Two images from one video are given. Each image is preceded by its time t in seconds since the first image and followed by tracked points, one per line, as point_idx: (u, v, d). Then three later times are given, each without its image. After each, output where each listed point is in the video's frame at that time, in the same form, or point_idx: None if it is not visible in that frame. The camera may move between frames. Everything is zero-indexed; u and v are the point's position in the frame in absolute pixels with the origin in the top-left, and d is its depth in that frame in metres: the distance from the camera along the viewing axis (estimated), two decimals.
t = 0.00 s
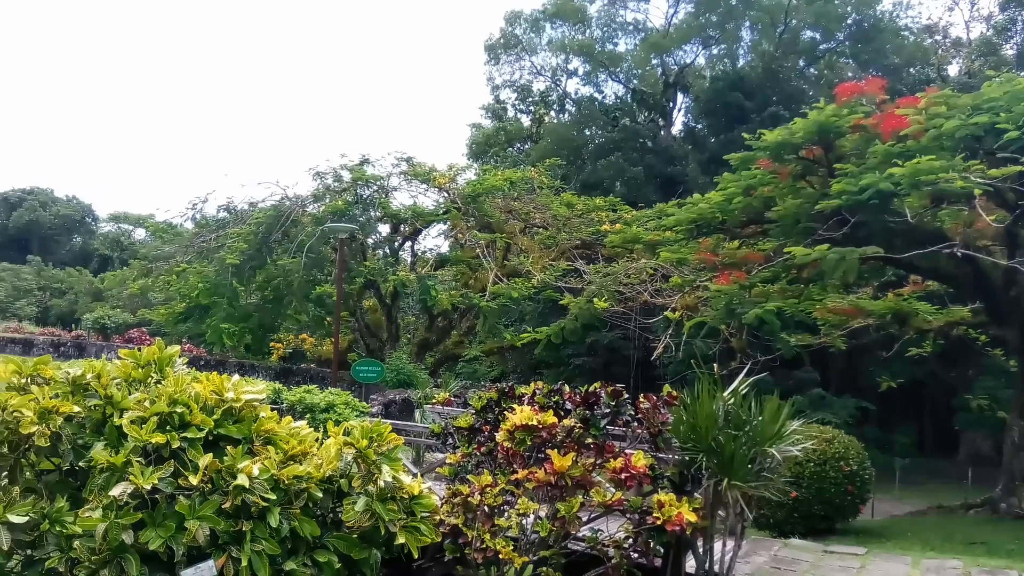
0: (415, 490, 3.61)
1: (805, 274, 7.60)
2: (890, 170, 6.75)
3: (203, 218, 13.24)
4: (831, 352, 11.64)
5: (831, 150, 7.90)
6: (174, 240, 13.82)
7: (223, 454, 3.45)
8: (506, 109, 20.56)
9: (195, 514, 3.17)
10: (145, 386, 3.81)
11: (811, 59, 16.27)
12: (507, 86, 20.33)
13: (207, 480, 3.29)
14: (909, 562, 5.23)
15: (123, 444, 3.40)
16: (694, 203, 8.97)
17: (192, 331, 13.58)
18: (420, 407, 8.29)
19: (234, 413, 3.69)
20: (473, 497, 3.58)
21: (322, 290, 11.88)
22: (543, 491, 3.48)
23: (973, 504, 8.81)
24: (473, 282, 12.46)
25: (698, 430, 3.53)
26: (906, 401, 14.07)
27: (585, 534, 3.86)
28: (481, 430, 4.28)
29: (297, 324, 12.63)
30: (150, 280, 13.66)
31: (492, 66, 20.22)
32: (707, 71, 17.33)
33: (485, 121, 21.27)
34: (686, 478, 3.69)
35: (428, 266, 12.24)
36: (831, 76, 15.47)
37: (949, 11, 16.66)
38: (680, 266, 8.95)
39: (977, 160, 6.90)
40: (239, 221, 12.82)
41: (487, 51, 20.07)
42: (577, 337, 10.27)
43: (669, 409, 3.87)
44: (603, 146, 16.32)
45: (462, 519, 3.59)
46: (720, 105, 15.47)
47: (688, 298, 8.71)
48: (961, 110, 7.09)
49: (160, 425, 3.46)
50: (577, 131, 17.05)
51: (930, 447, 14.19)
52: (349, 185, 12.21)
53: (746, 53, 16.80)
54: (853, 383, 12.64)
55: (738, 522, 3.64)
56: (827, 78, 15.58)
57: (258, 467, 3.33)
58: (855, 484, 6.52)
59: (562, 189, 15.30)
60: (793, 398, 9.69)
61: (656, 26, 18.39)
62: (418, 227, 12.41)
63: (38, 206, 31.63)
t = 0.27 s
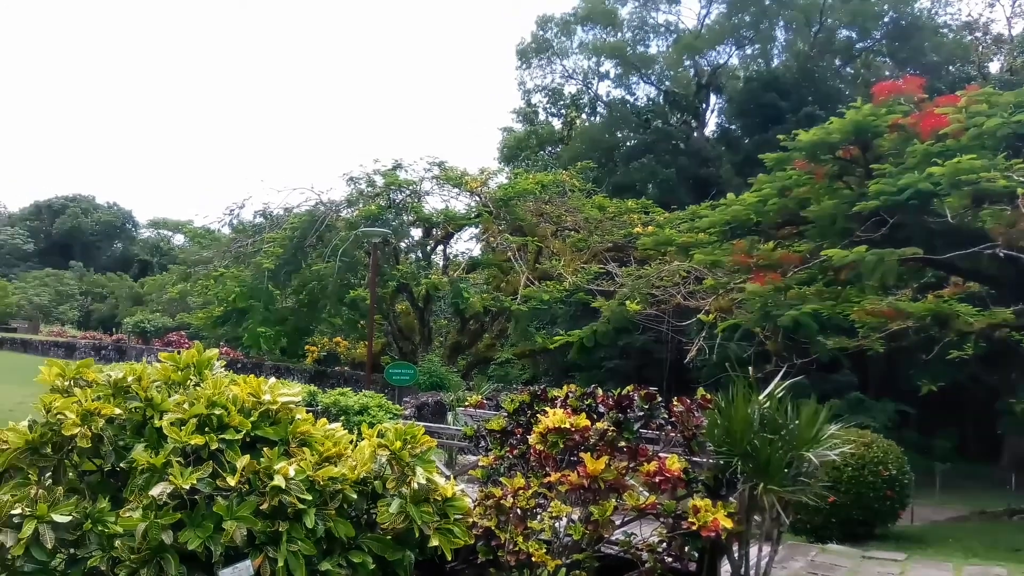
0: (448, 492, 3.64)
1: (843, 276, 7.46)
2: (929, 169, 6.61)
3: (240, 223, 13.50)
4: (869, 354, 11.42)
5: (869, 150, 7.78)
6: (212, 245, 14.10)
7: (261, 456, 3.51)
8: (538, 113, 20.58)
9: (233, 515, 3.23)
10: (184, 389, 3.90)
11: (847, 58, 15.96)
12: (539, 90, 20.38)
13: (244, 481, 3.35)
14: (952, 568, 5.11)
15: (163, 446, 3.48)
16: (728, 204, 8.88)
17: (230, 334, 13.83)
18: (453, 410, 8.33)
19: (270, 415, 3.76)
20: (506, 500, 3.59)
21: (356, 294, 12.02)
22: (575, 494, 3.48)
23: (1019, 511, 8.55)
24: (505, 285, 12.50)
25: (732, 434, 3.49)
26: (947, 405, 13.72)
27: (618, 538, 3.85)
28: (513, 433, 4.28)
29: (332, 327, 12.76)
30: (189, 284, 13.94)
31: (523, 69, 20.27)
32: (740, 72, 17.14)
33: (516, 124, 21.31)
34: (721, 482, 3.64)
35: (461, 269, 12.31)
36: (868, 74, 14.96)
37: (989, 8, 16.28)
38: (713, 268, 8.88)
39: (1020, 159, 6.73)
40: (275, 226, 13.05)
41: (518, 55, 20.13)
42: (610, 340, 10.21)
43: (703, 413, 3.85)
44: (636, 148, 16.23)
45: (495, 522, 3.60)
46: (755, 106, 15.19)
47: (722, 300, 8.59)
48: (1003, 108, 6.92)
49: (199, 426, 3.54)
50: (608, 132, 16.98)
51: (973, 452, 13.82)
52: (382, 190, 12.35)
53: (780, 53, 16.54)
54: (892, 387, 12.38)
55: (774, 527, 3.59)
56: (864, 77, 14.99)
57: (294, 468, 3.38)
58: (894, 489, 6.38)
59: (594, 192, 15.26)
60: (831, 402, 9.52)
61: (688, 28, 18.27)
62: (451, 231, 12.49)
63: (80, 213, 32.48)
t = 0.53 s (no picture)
0: (481, 490, 3.67)
1: (878, 270, 7.24)
2: (967, 159, 6.45)
3: (272, 224, 13.70)
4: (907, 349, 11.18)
5: (904, 141, 7.61)
6: (246, 246, 14.34)
7: (296, 454, 3.57)
8: (565, 109, 20.53)
9: (271, 512, 3.29)
10: (221, 388, 3.97)
11: (880, 47, 15.60)
12: (566, 86, 20.33)
13: (281, 478, 3.41)
14: (996, 568, 4.99)
15: (201, 444, 3.55)
16: (760, 198, 8.77)
17: (264, 334, 14.05)
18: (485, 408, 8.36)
19: (305, 414, 3.82)
20: (539, 497, 3.60)
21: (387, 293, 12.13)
22: (609, 492, 3.47)
23: None
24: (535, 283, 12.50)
25: (768, 431, 3.45)
26: (989, 400, 13.38)
27: (653, 536, 3.83)
28: (546, 430, 4.29)
29: (364, 326, 12.87)
30: (224, 285, 14.19)
31: (550, 66, 20.22)
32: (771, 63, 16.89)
33: (544, 121, 21.27)
34: (757, 480, 3.60)
35: (490, 267, 12.35)
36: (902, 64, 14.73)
37: None
38: (745, 262, 8.77)
39: None
40: (307, 226, 13.21)
41: (544, 52, 20.10)
42: (640, 336, 10.18)
43: (737, 410, 3.81)
44: (665, 143, 16.10)
45: (528, 519, 3.61)
46: (785, 98, 15.08)
47: (755, 295, 8.47)
48: None
49: (236, 425, 3.61)
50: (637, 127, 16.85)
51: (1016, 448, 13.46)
52: (411, 189, 12.43)
53: (811, 43, 16.29)
54: (931, 381, 12.11)
55: (812, 525, 3.54)
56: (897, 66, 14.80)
57: (329, 466, 3.43)
58: (934, 486, 6.25)
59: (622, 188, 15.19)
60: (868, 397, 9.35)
61: (717, 19, 18.05)
62: (480, 229, 12.52)
63: (117, 216, 33.23)
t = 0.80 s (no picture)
0: (522, 490, 3.68)
1: (928, 268, 7.02)
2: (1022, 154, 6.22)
3: (315, 226, 13.94)
4: (959, 349, 10.84)
5: (954, 136, 7.37)
6: (290, 248, 14.64)
7: (340, 452, 3.63)
8: (604, 108, 20.44)
9: (316, 510, 3.35)
10: (267, 387, 4.06)
11: (928, 40, 15.03)
12: (605, 85, 20.25)
13: (325, 477, 3.47)
14: None
15: (249, 442, 3.63)
16: (805, 195, 8.61)
17: (308, 334, 14.30)
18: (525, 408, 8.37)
19: (349, 413, 3.88)
20: (580, 498, 3.59)
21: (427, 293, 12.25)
22: (651, 494, 3.44)
23: None
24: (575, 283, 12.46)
25: (814, 433, 3.38)
26: None
27: (695, 538, 3.79)
28: (586, 431, 4.28)
29: (405, 326, 13.00)
30: (269, 286, 14.50)
31: (589, 65, 20.15)
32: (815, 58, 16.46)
33: (583, 120, 21.21)
34: (803, 483, 3.53)
35: (530, 267, 12.37)
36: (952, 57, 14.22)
37: None
38: (790, 261, 8.60)
39: None
40: (349, 227, 13.42)
41: (583, 51, 20.04)
42: (681, 336, 10.08)
43: (783, 411, 3.75)
44: (706, 141, 15.90)
45: (570, 520, 3.60)
46: (830, 93, 14.69)
47: (800, 295, 8.29)
48: None
49: (282, 424, 3.69)
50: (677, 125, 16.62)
51: None
52: (451, 190, 12.53)
53: (856, 37, 16.09)
54: (985, 383, 11.70)
55: (859, 529, 3.46)
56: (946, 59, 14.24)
57: (373, 465, 3.48)
58: (987, 490, 6.04)
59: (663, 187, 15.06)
60: (917, 399, 9.09)
61: (759, 15, 17.77)
62: (519, 229, 12.56)
63: (166, 219, 34.22)
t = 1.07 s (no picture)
0: (557, 493, 3.67)
1: (975, 268, 6.99)
2: None
3: (354, 230, 14.13)
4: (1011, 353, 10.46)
5: (1003, 133, 7.12)
6: (329, 252, 14.86)
7: (378, 454, 3.66)
8: (642, 109, 20.31)
9: (354, 510, 3.39)
10: (307, 389, 4.13)
11: (976, 36, 14.55)
12: (643, 86, 20.12)
13: (363, 478, 3.51)
14: None
15: (288, 443, 3.70)
16: (847, 195, 8.44)
17: (347, 336, 14.48)
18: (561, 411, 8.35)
19: (386, 415, 3.91)
20: (617, 502, 3.56)
21: (464, 296, 12.32)
22: (688, 498, 3.40)
23: None
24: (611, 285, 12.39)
25: (857, 437, 3.30)
26: None
27: (734, 544, 3.72)
28: (623, 434, 4.25)
29: (442, 329, 13.07)
30: (309, 289, 14.74)
31: (626, 66, 20.07)
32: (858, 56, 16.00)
33: (619, 122, 21.10)
34: (845, 488, 3.45)
35: (566, 270, 12.37)
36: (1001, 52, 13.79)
37: None
38: (832, 263, 8.42)
39: None
40: (388, 231, 13.57)
41: (621, 52, 19.95)
42: (720, 339, 9.94)
43: (824, 415, 3.67)
44: (747, 141, 15.65)
45: (606, 524, 3.57)
46: (874, 92, 14.41)
47: (842, 297, 8.10)
48: None
49: (321, 425, 3.74)
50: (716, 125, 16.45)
51: None
52: (488, 194, 12.59)
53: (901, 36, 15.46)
54: None
55: (904, 536, 3.36)
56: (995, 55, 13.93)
57: (409, 466, 3.51)
58: None
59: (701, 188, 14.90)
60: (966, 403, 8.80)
61: (800, 13, 17.46)
62: (556, 231, 12.57)
63: (210, 224, 35.05)
